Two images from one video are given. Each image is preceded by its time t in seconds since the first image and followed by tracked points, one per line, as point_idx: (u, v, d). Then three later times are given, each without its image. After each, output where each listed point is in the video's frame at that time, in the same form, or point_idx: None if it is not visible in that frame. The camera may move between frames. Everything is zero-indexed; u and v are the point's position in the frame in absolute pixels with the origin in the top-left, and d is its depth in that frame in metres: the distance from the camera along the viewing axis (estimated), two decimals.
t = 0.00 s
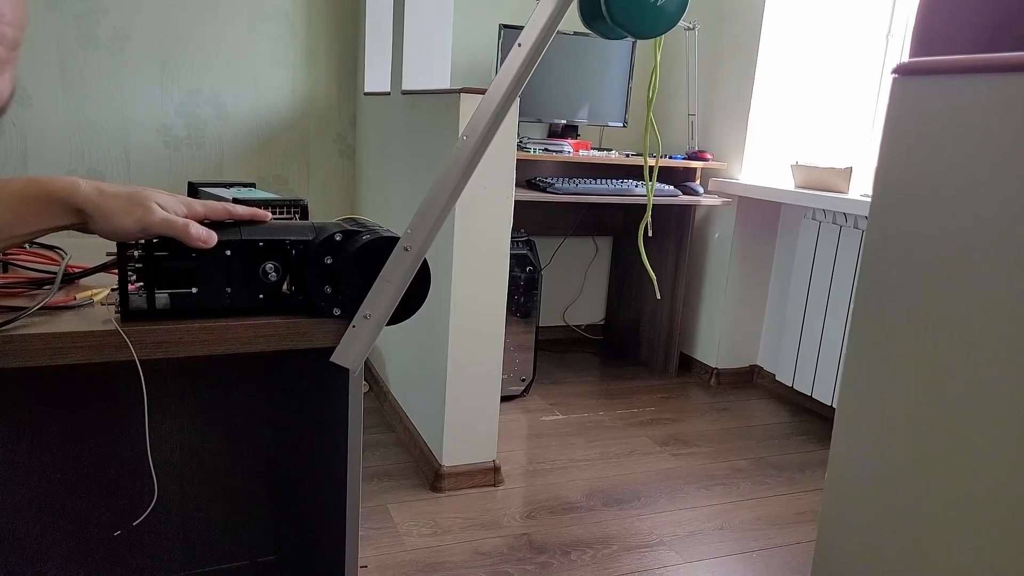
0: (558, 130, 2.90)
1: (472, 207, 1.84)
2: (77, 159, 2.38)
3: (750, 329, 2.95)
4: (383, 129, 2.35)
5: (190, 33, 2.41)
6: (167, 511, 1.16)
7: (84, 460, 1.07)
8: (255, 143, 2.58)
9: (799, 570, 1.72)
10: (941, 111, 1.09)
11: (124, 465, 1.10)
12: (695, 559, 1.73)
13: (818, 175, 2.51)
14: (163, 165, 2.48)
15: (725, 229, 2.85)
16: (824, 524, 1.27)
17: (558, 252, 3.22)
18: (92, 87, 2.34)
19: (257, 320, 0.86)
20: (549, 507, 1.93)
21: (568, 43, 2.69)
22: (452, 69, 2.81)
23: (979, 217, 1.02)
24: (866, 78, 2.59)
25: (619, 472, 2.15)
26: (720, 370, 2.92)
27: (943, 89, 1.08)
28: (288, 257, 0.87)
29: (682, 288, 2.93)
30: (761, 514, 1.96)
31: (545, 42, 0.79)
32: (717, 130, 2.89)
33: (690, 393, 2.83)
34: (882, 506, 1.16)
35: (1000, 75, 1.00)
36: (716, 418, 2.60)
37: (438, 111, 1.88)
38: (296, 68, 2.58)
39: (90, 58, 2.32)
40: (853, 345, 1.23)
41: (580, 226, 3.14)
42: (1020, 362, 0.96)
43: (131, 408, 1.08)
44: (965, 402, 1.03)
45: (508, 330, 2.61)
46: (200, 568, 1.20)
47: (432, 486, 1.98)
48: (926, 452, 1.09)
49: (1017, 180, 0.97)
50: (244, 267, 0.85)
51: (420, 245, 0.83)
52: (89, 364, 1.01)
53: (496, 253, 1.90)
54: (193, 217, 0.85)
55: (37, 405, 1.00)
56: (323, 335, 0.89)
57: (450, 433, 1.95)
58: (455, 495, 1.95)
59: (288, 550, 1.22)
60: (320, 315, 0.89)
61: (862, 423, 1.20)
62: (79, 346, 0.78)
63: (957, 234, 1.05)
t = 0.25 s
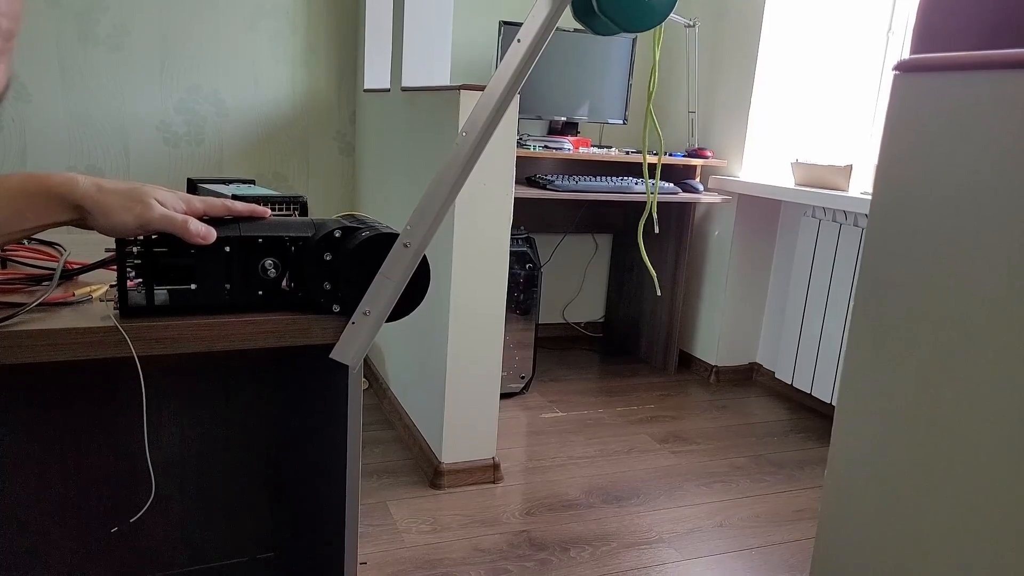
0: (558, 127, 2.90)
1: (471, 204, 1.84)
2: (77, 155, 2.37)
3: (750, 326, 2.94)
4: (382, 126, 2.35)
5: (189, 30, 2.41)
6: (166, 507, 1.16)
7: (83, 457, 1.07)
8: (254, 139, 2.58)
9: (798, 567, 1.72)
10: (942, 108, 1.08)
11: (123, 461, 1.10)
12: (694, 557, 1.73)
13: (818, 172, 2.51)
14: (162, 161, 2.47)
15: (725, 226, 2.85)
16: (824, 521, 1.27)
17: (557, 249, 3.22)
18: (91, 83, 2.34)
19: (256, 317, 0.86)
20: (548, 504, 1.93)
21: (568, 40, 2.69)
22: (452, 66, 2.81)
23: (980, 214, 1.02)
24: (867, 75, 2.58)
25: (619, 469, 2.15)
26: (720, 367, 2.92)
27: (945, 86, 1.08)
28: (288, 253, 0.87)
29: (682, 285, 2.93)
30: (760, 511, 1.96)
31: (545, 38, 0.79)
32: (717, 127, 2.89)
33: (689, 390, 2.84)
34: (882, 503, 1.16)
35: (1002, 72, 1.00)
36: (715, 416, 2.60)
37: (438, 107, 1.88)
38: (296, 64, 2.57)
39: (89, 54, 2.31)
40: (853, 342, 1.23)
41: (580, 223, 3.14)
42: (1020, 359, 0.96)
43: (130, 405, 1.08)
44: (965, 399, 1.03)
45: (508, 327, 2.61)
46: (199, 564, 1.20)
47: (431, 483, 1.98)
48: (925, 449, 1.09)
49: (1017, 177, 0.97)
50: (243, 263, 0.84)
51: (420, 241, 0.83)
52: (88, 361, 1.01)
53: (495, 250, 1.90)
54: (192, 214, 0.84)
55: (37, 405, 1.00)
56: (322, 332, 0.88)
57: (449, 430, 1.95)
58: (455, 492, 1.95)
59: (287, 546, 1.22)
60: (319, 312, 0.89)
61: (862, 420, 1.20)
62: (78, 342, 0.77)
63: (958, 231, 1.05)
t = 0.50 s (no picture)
0: (558, 125, 2.90)
1: (472, 201, 1.83)
2: (77, 152, 2.37)
3: (750, 325, 2.95)
4: (383, 122, 2.35)
5: (189, 26, 2.40)
6: (166, 504, 1.16)
7: (83, 454, 1.07)
8: (254, 136, 2.58)
9: (798, 565, 1.73)
10: (944, 106, 1.08)
11: (123, 458, 1.10)
12: (693, 554, 1.73)
13: (818, 170, 2.51)
14: (163, 158, 2.47)
15: (725, 224, 2.85)
16: (823, 520, 1.27)
17: (558, 247, 3.21)
18: (91, 80, 2.34)
19: (257, 314, 0.86)
20: (547, 502, 1.93)
21: (569, 37, 2.68)
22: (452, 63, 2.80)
23: (981, 211, 1.02)
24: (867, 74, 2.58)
25: (618, 467, 2.15)
26: (719, 365, 2.92)
27: (946, 84, 1.08)
28: (288, 250, 0.86)
29: (682, 284, 2.93)
30: (760, 509, 1.96)
31: (545, 37, 0.79)
32: (717, 125, 2.89)
33: (689, 388, 2.84)
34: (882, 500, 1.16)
35: (1003, 70, 1.00)
36: (715, 414, 2.60)
37: (438, 105, 1.88)
38: (296, 61, 2.57)
39: (89, 50, 2.31)
40: (853, 340, 1.23)
41: (580, 221, 3.14)
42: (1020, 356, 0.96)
43: (130, 402, 1.08)
44: (965, 396, 1.03)
45: (507, 325, 2.61)
46: (199, 561, 1.20)
47: (431, 480, 1.98)
48: (925, 446, 1.09)
49: (1017, 177, 0.97)
50: (244, 260, 0.84)
51: (420, 240, 0.83)
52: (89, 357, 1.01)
53: (495, 248, 1.90)
54: (193, 210, 0.84)
55: (37, 403, 1.01)
56: (323, 329, 0.88)
57: (449, 427, 1.95)
58: (454, 490, 1.95)
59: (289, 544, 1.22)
60: (320, 309, 0.89)
61: (862, 418, 1.20)
62: (79, 339, 0.77)
63: (959, 228, 1.05)
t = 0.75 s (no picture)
0: (558, 124, 2.90)
1: (472, 200, 1.84)
2: (77, 151, 2.37)
3: (750, 324, 2.95)
4: (383, 122, 2.35)
5: (190, 25, 2.40)
6: (167, 502, 1.16)
7: (84, 452, 1.07)
8: (255, 135, 2.58)
9: (797, 563, 1.73)
10: (944, 105, 1.08)
11: (124, 457, 1.10)
12: (693, 553, 1.73)
13: (819, 170, 2.51)
14: (163, 157, 2.47)
15: (725, 224, 2.85)
16: (822, 518, 1.28)
17: (557, 246, 3.22)
18: (91, 79, 2.33)
19: (258, 312, 0.86)
20: (547, 500, 1.93)
21: (569, 36, 2.68)
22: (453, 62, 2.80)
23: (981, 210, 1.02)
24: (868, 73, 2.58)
25: (618, 465, 2.15)
26: (719, 364, 2.92)
27: (946, 83, 1.08)
28: (289, 249, 0.87)
29: (682, 283, 2.93)
30: (759, 508, 1.97)
31: (545, 35, 0.79)
32: (717, 124, 2.89)
33: (689, 387, 2.84)
34: (881, 498, 1.17)
35: (1003, 69, 1.00)
36: (715, 413, 2.60)
37: (439, 103, 1.88)
38: (296, 60, 2.57)
39: (90, 49, 2.31)
40: (853, 339, 1.23)
41: (579, 220, 3.14)
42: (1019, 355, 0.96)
43: (131, 401, 1.08)
44: (965, 394, 1.04)
45: (507, 324, 2.62)
46: (200, 558, 1.20)
47: (431, 479, 1.98)
48: (925, 444, 1.09)
49: (1017, 177, 0.97)
50: (244, 258, 0.84)
51: (420, 239, 0.83)
52: (90, 356, 1.01)
53: (496, 247, 1.90)
54: (194, 209, 0.84)
55: (39, 401, 1.01)
56: (323, 327, 0.88)
57: (449, 426, 1.96)
58: (454, 488, 1.96)
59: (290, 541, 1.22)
60: (320, 307, 0.89)
61: (861, 417, 1.21)
62: (80, 337, 0.78)
63: (960, 227, 1.05)
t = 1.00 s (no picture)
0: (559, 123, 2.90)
1: (473, 199, 1.84)
2: (78, 149, 2.37)
3: (750, 323, 2.95)
4: (383, 120, 2.35)
5: (190, 22, 2.40)
6: (167, 500, 1.16)
7: (84, 450, 1.07)
8: (255, 133, 2.58)
9: (797, 563, 1.73)
10: (944, 104, 1.08)
11: (123, 455, 1.10)
12: (692, 552, 1.74)
13: (819, 169, 2.51)
14: (163, 154, 2.47)
15: (725, 223, 2.85)
16: (822, 517, 1.28)
17: (558, 244, 3.22)
18: (92, 76, 2.33)
19: (258, 310, 0.86)
20: (547, 499, 1.93)
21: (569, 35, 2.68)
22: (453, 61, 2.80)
23: (981, 209, 1.02)
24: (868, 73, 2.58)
25: (618, 464, 2.15)
26: (719, 364, 2.92)
27: (946, 82, 1.08)
28: (289, 247, 0.87)
29: (682, 283, 2.93)
30: (759, 508, 1.97)
31: (546, 34, 0.79)
32: (717, 123, 2.89)
33: (689, 387, 2.84)
34: (880, 497, 1.17)
35: (1004, 68, 1.00)
36: (714, 412, 2.60)
37: (439, 102, 1.88)
38: (297, 58, 2.57)
39: (90, 47, 2.31)
40: (853, 338, 1.23)
41: (580, 219, 3.14)
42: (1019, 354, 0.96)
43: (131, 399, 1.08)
44: (964, 394, 1.04)
45: (507, 323, 2.62)
46: (200, 557, 1.20)
47: (431, 477, 1.98)
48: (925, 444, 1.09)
49: (1016, 177, 0.97)
50: (244, 256, 0.84)
51: (421, 237, 0.83)
52: (91, 353, 1.01)
53: (496, 245, 1.90)
54: (194, 206, 0.85)
55: (39, 399, 1.01)
56: (323, 325, 0.88)
57: (449, 424, 1.96)
58: (454, 487, 1.96)
59: (290, 539, 1.22)
60: (320, 305, 0.89)
61: (862, 417, 1.21)
62: (80, 334, 0.78)
63: (960, 226, 1.05)
